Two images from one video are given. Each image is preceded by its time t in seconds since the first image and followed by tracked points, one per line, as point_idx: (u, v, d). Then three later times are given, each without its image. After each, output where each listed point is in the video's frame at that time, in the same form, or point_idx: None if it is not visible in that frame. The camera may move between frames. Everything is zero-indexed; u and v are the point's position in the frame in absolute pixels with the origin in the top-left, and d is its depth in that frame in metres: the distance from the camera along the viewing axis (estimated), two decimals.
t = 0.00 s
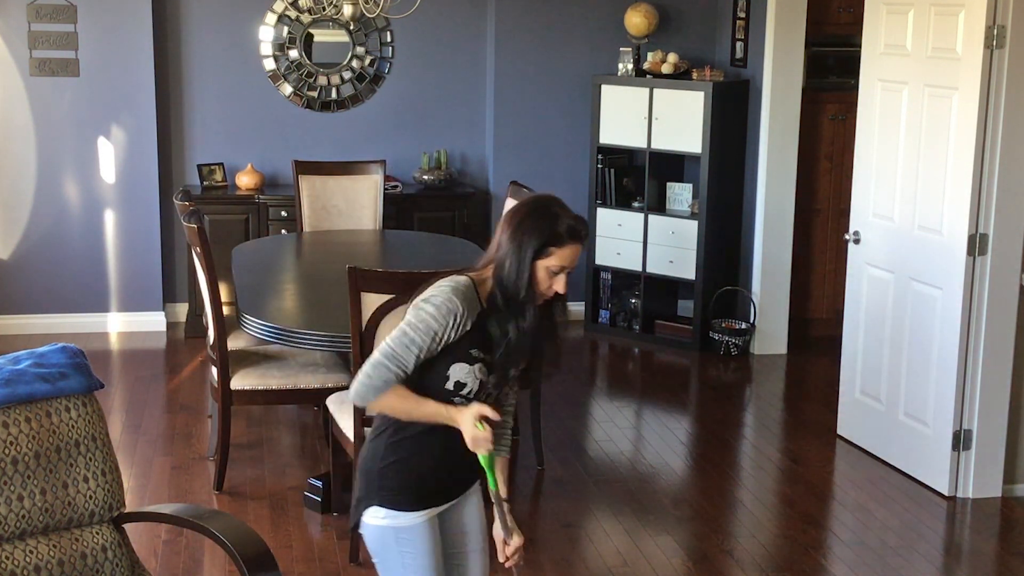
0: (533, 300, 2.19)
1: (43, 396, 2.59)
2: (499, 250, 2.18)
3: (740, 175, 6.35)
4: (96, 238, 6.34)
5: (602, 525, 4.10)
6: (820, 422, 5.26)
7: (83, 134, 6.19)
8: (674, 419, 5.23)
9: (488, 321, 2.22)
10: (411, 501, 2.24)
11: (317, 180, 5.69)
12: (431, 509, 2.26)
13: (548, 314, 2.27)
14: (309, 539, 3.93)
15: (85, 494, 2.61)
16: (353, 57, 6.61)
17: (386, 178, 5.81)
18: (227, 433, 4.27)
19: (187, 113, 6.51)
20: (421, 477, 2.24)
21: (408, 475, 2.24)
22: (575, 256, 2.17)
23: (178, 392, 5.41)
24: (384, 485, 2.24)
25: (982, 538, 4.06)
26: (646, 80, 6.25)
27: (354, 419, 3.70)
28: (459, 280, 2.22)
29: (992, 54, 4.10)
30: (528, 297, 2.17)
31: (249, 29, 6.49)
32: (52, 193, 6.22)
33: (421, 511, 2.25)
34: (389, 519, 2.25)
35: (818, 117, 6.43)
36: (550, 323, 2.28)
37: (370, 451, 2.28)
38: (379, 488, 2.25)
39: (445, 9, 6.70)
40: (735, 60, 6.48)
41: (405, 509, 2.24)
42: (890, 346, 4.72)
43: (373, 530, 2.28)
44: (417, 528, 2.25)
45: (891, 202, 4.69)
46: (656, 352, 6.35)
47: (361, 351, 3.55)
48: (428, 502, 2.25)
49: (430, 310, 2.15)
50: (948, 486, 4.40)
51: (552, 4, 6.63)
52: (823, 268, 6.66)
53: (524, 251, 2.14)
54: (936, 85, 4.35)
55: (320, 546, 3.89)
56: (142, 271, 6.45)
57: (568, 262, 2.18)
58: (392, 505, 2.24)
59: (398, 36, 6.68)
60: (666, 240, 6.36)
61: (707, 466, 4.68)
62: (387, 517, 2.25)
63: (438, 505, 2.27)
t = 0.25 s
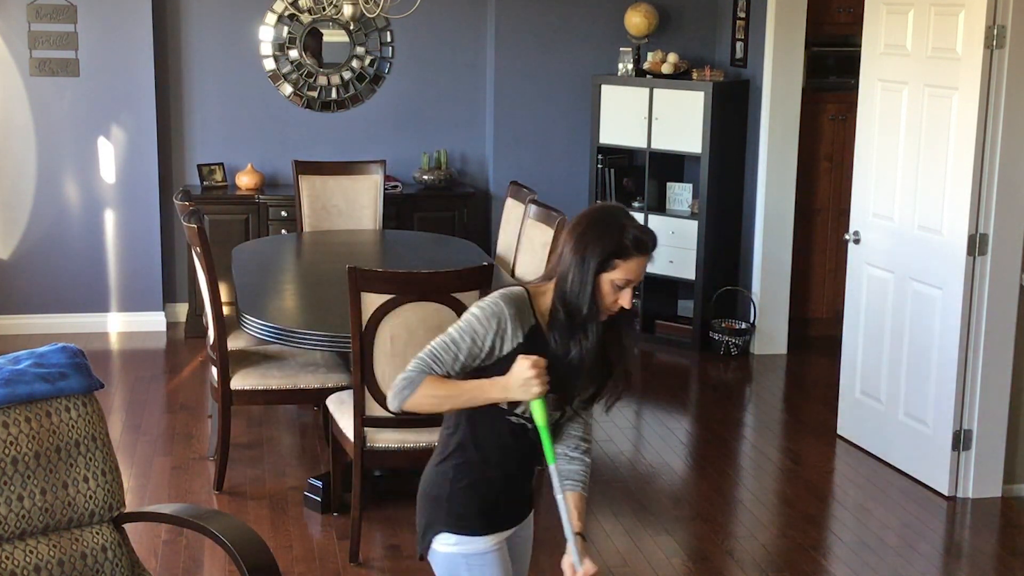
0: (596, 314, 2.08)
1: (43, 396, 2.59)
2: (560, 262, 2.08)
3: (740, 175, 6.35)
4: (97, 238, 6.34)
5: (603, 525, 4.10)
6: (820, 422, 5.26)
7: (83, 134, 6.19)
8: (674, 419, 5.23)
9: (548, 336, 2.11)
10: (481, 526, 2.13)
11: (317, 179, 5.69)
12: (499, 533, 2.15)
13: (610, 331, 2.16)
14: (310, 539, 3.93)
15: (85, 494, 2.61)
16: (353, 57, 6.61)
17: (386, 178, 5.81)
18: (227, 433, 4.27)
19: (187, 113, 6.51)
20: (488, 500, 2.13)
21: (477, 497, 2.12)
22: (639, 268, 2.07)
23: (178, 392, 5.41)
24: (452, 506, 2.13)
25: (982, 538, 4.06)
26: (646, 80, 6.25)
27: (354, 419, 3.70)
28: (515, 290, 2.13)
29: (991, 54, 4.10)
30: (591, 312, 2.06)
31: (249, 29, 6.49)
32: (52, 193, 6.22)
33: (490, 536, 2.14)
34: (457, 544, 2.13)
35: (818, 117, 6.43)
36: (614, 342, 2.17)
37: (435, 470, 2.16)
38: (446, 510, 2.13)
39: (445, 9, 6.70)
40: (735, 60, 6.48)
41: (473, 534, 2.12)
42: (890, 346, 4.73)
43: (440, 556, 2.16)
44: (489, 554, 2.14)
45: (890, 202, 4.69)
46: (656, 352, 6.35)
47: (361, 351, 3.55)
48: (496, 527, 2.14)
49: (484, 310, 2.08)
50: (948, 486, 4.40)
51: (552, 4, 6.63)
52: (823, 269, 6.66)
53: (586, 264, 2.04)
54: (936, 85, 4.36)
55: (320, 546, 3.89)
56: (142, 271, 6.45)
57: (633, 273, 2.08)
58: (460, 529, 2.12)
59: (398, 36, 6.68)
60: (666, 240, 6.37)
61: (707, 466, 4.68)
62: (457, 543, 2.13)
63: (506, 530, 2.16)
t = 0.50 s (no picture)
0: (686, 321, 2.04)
1: (43, 396, 2.59)
2: (645, 269, 2.04)
3: (740, 176, 6.35)
4: (97, 238, 6.34)
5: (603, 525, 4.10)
6: (820, 423, 5.25)
7: (83, 135, 6.19)
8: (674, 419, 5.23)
9: (635, 340, 2.07)
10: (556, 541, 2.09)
11: (317, 179, 5.69)
12: (576, 547, 2.11)
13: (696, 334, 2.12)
14: (309, 539, 3.93)
15: (85, 495, 2.61)
16: (353, 57, 6.61)
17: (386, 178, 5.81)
18: (227, 433, 4.27)
19: (186, 113, 6.51)
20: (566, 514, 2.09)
21: (555, 513, 2.08)
22: (726, 271, 2.04)
23: (178, 392, 5.41)
24: (531, 525, 2.08)
25: (982, 538, 4.06)
26: (646, 80, 6.25)
27: (354, 419, 3.70)
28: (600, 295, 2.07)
29: (991, 54, 4.10)
30: (683, 320, 2.02)
31: (249, 29, 6.49)
32: (52, 193, 6.22)
33: (567, 551, 2.10)
34: (534, 560, 2.10)
35: (818, 117, 6.43)
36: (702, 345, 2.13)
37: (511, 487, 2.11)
38: (524, 528, 2.09)
39: (445, 8, 6.70)
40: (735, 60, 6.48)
41: (552, 550, 2.09)
42: (889, 346, 4.73)
43: (513, 572, 2.12)
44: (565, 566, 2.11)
45: (890, 202, 4.69)
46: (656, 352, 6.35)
47: (361, 351, 3.55)
48: (575, 540, 2.11)
49: (581, 307, 2.01)
50: (948, 486, 4.40)
51: (552, 4, 6.63)
52: (823, 269, 6.66)
53: (677, 274, 2.00)
54: (936, 86, 4.36)
55: (320, 546, 3.89)
56: (142, 271, 6.45)
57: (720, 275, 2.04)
58: (539, 546, 2.09)
59: (398, 36, 6.68)
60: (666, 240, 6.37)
61: (707, 466, 4.68)
62: (532, 557, 2.10)
63: (583, 543, 2.13)
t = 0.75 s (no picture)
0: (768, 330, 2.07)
1: (43, 396, 2.58)
2: (727, 278, 2.06)
3: (740, 176, 6.35)
4: (97, 238, 6.34)
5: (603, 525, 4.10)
6: (820, 423, 5.25)
7: (83, 135, 6.19)
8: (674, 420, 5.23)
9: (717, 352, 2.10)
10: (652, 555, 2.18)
11: (317, 179, 5.69)
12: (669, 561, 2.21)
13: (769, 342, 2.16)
14: (309, 539, 3.93)
15: (85, 495, 2.61)
16: (353, 57, 6.61)
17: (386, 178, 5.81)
18: (227, 433, 4.27)
19: (186, 113, 6.51)
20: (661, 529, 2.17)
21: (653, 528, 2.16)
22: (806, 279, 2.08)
23: (179, 392, 5.41)
24: (632, 540, 2.16)
25: (982, 538, 4.06)
26: (646, 80, 6.25)
27: (354, 419, 3.70)
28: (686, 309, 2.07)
29: (991, 54, 4.10)
30: (765, 330, 2.05)
31: (249, 29, 6.49)
32: (52, 192, 6.22)
33: (663, 565, 2.19)
34: None
35: (818, 117, 6.43)
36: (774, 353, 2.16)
37: (601, 504, 2.17)
38: (623, 543, 2.16)
39: (445, 8, 6.70)
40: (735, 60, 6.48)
41: (650, 564, 2.18)
42: (889, 346, 4.72)
43: None
44: None
45: (890, 202, 4.69)
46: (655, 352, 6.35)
47: (361, 351, 3.55)
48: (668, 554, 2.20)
49: (697, 349, 1.99)
50: (948, 486, 4.40)
51: (552, 4, 6.63)
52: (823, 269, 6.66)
53: (762, 283, 2.02)
54: (936, 85, 4.36)
55: (320, 546, 3.89)
56: (142, 271, 6.45)
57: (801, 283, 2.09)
58: (640, 562, 2.17)
59: (398, 36, 6.68)
60: (666, 240, 6.37)
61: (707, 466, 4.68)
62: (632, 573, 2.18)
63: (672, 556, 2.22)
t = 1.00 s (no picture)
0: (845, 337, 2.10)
1: (43, 396, 2.58)
2: (805, 285, 2.08)
3: (740, 176, 6.35)
4: (97, 238, 6.34)
5: (603, 525, 4.10)
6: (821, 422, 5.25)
7: (83, 135, 6.19)
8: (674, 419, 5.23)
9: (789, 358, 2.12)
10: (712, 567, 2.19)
11: (316, 179, 5.69)
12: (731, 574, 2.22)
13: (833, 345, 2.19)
14: (309, 539, 3.93)
15: (85, 495, 2.61)
16: (353, 57, 6.61)
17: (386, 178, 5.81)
18: (226, 433, 4.27)
19: (187, 113, 6.51)
20: (724, 543, 2.18)
21: (716, 540, 2.17)
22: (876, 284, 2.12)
23: (179, 392, 5.41)
24: (693, 550, 2.17)
25: (982, 538, 4.06)
26: (646, 80, 6.25)
27: (354, 419, 3.70)
28: (750, 311, 2.10)
29: (991, 54, 4.10)
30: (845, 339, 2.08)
31: (249, 29, 6.49)
32: (52, 192, 6.22)
33: None
34: None
35: (818, 117, 6.43)
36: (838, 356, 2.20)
37: (666, 512, 2.18)
38: (686, 552, 2.18)
39: (445, 8, 6.70)
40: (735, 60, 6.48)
41: None
42: (889, 346, 4.72)
43: None
44: None
45: (890, 202, 4.69)
46: (655, 351, 6.35)
47: (361, 351, 3.55)
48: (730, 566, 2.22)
49: (749, 341, 2.04)
50: (948, 485, 4.40)
51: (552, 4, 6.63)
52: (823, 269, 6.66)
53: (844, 290, 2.05)
54: (936, 85, 4.36)
55: (320, 546, 3.89)
56: (142, 271, 6.45)
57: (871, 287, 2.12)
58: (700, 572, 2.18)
59: (398, 36, 6.68)
60: (666, 240, 6.37)
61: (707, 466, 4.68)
62: None
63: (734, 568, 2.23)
